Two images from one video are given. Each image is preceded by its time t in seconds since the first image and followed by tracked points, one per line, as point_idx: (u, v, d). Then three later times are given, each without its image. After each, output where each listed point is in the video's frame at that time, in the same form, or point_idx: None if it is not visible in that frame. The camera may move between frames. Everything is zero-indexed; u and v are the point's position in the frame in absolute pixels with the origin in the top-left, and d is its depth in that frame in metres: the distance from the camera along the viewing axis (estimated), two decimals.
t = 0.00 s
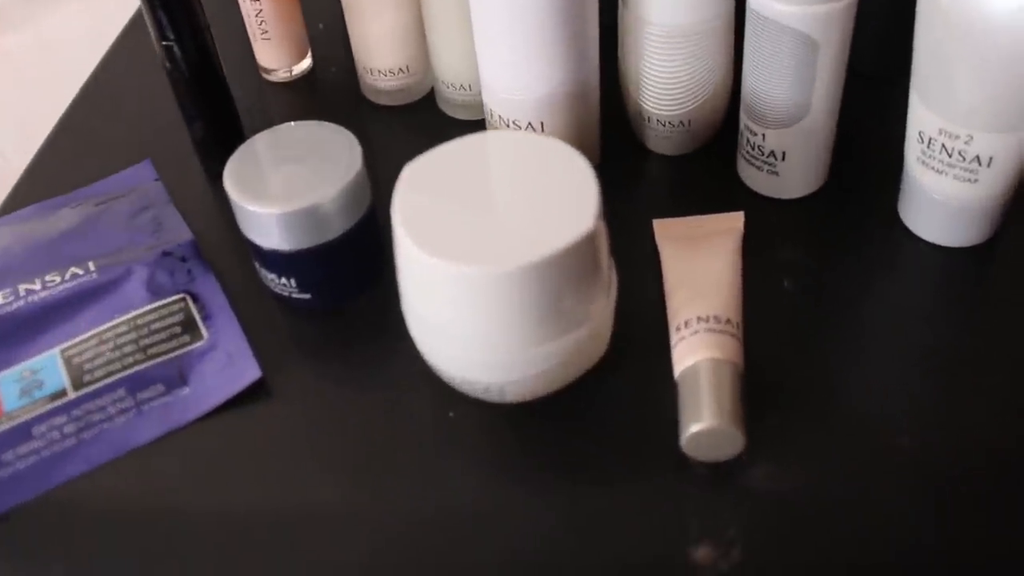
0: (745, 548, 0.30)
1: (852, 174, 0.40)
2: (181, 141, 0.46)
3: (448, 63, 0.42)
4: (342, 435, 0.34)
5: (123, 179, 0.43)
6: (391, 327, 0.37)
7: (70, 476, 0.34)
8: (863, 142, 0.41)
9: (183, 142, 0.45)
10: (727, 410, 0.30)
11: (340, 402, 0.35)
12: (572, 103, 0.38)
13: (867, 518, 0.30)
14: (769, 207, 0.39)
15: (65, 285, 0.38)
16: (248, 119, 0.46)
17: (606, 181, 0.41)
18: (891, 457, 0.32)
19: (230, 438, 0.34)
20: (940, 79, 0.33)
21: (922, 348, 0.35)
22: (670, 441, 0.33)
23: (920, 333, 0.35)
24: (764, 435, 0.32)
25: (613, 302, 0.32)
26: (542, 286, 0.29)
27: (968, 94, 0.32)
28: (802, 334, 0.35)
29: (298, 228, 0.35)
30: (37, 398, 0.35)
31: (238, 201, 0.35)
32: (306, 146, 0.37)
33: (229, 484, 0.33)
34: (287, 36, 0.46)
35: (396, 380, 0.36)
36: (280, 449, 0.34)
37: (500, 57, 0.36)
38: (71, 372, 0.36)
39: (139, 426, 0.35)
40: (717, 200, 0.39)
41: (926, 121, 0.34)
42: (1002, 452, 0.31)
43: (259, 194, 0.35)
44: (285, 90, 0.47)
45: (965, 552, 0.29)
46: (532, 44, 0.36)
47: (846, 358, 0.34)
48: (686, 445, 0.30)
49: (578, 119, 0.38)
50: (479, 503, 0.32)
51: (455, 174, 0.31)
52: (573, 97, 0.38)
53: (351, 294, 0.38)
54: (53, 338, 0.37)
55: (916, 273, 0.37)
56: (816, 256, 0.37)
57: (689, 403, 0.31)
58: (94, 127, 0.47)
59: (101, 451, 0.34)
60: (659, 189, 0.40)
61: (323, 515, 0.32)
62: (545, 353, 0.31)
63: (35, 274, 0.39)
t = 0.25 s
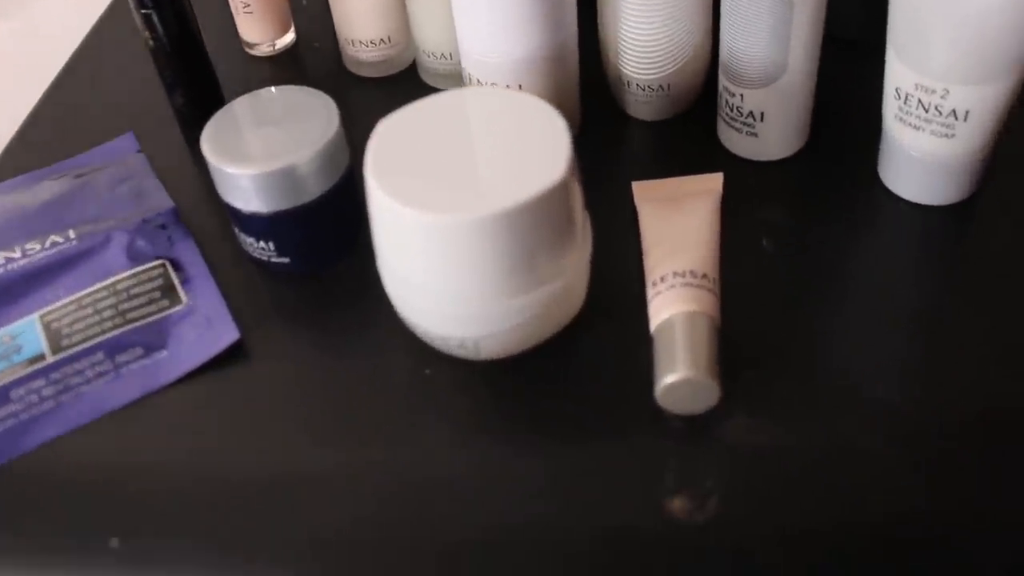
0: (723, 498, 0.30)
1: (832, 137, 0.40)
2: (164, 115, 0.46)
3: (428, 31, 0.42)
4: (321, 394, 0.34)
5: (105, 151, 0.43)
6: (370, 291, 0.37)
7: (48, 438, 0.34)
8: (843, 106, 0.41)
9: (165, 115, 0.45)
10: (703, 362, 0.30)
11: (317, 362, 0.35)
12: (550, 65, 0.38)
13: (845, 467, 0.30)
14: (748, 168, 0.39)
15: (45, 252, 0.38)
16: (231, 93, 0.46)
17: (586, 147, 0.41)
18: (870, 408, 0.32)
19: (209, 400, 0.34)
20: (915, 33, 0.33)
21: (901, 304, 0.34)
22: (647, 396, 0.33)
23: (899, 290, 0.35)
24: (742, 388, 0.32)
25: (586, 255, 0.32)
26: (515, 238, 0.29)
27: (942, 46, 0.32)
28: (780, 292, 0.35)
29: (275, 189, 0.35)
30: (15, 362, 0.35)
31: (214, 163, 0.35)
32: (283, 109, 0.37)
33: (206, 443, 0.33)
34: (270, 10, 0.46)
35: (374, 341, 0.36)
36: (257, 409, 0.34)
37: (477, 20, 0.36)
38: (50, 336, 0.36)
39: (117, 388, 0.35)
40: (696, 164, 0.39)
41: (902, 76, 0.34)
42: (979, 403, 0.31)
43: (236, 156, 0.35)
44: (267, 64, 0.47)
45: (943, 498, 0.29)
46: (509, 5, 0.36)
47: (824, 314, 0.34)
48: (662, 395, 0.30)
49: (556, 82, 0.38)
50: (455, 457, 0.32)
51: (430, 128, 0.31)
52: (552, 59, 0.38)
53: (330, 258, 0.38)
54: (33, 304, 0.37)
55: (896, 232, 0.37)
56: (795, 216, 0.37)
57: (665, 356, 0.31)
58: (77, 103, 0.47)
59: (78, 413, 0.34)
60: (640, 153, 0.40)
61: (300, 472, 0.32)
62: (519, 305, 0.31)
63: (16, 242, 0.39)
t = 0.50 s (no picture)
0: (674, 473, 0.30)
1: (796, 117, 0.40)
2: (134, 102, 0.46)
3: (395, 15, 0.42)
4: (282, 375, 0.34)
5: (74, 138, 0.43)
6: (333, 274, 0.37)
7: (10, 421, 0.34)
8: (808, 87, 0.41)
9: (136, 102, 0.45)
10: (655, 339, 0.30)
11: (279, 344, 0.35)
12: (512, 47, 0.38)
13: (797, 442, 0.30)
14: (710, 150, 0.39)
15: (11, 238, 0.38)
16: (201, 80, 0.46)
17: (552, 129, 0.41)
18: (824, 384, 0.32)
19: (171, 381, 0.35)
20: (870, 10, 0.33)
21: (859, 282, 0.35)
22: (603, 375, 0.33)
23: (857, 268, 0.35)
24: (697, 365, 0.32)
25: (541, 235, 0.32)
26: (464, 216, 0.29)
27: (896, 23, 0.32)
28: (739, 270, 0.35)
29: (236, 171, 0.35)
30: None
31: (177, 146, 0.35)
32: (244, 93, 0.37)
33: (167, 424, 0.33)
34: None
35: (335, 324, 0.36)
36: (218, 391, 0.34)
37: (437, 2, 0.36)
38: (14, 320, 0.36)
39: (80, 372, 0.35)
40: (660, 145, 0.39)
41: (858, 54, 0.34)
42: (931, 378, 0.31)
43: (198, 139, 0.35)
44: (238, 51, 0.48)
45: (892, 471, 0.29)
46: None
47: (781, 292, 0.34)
48: (613, 372, 0.30)
49: (519, 64, 0.38)
50: (410, 436, 0.32)
51: (385, 107, 0.31)
52: (513, 40, 0.38)
53: (293, 241, 0.38)
54: None
55: (856, 210, 0.37)
56: (756, 196, 0.37)
57: (619, 333, 0.31)
58: (49, 91, 0.47)
59: (42, 396, 0.34)
60: (605, 134, 0.40)
61: (258, 451, 0.32)
62: (472, 284, 0.31)
63: None
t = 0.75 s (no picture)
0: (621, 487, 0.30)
1: (749, 128, 0.40)
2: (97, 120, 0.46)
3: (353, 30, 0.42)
4: (240, 395, 0.35)
5: (37, 158, 0.43)
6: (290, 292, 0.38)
7: None
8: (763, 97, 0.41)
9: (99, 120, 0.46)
10: (600, 355, 0.30)
11: (237, 363, 0.36)
12: (464, 62, 0.38)
13: (743, 454, 0.30)
14: (665, 160, 0.39)
15: None
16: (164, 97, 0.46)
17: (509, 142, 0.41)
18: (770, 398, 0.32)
19: (130, 401, 0.35)
20: (813, 24, 0.33)
21: (808, 294, 0.35)
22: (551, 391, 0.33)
23: (807, 279, 0.35)
24: (646, 379, 0.32)
25: (489, 253, 0.33)
26: (404, 235, 0.29)
27: (840, 35, 0.32)
28: (692, 283, 0.35)
29: (191, 192, 0.35)
30: None
31: (133, 168, 0.35)
32: (200, 113, 0.37)
33: (124, 447, 0.34)
34: (203, 13, 0.46)
35: (293, 343, 0.36)
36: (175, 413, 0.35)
37: (388, 19, 0.37)
38: None
39: (38, 393, 0.35)
40: (616, 157, 0.40)
41: (804, 66, 0.34)
42: (877, 390, 0.32)
43: (153, 160, 0.35)
44: (201, 68, 0.48)
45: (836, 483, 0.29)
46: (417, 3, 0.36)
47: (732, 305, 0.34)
48: (560, 387, 0.31)
49: (472, 79, 0.39)
50: (362, 456, 0.32)
51: (331, 129, 0.32)
52: (465, 55, 0.38)
53: (252, 258, 0.38)
54: None
55: (807, 221, 0.37)
56: (710, 208, 0.38)
57: (564, 350, 0.31)
58: (13, 110, 0.47)
59: None
60: (562, 146, 0.41)
61: (215, 472, 0.33)
62: (418, 304, 0.31)
63: None
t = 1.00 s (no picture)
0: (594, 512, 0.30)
1: (724, 144, 0.40)
2: (73, 143, 0.46)
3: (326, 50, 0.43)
4: (214, 420, 0.35)
5: (12, 180, 0.43)
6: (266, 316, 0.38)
7: None
8: (737, 113, 0.41)
9: (76, 143, 0.46)
10: (570, 381, 0.30)
11: (213, 388, 0.36)
12: (437, 82, 0.38)
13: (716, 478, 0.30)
14: (638, 178, 0.39)
15: None
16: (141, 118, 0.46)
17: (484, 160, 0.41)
18: (743, 420, 0.32)
19: (105, 428, 0.35)
20: (782, 43, 0.33)
21: (782, 313, 0.35)
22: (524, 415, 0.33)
23: (781, 298, 0.35)
24: (619, 404, 0.33)
25: (460, 277, 0.33)
26: (371, 264, 0.29)
27: (809, 54, 0.32)
28: (666, 304, 0.35)
29: (163, 219, 0.35)
30: None
31: (104, 196, 0.35)
32: (173, 140, 0.37)
33: (99, 477, 0.34)
34: (178, 35, 0.47)
35: (268, 367, 0.36)
36: (149, 441, 0.34)
37: (359, 41, 0.37)
38: None
39: (13, 421, 0.35)
40: (591, 176, 0.40)
41: (775, 85, 0.34)
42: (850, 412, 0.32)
43: (123, 187, 0.35)
44: (177, 88, 0.48)
45: (809, 506, 0.29)
46: (387, 26, 0.36)
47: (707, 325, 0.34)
48: (532, 412, 0.31)
49: (444, 100, 0.39)
50: (336, 484, 0.32)
51: (301, 156, 0.32)
52: (438, 76, 0.38)
53: (227, 279, 0.38)
54: None
55: (782, 238, 0.37)
56: (684, 226, 0.38)
57: (535, 375, 0.31)
58: None
59: None
60: (537, 165, 0.41)
61: (190, 500, 0.32)
62: (388, 331, 0.31)
63: None
